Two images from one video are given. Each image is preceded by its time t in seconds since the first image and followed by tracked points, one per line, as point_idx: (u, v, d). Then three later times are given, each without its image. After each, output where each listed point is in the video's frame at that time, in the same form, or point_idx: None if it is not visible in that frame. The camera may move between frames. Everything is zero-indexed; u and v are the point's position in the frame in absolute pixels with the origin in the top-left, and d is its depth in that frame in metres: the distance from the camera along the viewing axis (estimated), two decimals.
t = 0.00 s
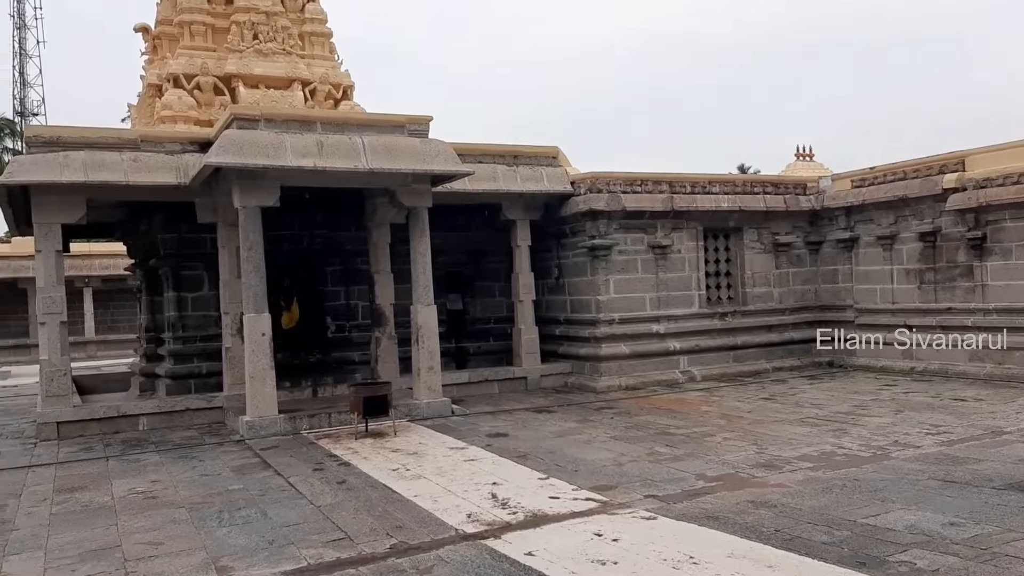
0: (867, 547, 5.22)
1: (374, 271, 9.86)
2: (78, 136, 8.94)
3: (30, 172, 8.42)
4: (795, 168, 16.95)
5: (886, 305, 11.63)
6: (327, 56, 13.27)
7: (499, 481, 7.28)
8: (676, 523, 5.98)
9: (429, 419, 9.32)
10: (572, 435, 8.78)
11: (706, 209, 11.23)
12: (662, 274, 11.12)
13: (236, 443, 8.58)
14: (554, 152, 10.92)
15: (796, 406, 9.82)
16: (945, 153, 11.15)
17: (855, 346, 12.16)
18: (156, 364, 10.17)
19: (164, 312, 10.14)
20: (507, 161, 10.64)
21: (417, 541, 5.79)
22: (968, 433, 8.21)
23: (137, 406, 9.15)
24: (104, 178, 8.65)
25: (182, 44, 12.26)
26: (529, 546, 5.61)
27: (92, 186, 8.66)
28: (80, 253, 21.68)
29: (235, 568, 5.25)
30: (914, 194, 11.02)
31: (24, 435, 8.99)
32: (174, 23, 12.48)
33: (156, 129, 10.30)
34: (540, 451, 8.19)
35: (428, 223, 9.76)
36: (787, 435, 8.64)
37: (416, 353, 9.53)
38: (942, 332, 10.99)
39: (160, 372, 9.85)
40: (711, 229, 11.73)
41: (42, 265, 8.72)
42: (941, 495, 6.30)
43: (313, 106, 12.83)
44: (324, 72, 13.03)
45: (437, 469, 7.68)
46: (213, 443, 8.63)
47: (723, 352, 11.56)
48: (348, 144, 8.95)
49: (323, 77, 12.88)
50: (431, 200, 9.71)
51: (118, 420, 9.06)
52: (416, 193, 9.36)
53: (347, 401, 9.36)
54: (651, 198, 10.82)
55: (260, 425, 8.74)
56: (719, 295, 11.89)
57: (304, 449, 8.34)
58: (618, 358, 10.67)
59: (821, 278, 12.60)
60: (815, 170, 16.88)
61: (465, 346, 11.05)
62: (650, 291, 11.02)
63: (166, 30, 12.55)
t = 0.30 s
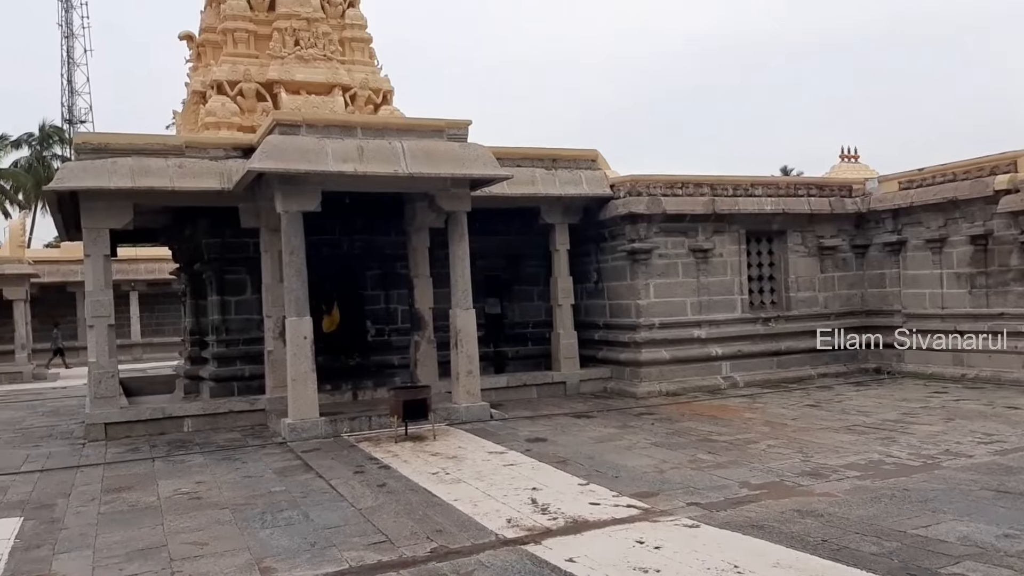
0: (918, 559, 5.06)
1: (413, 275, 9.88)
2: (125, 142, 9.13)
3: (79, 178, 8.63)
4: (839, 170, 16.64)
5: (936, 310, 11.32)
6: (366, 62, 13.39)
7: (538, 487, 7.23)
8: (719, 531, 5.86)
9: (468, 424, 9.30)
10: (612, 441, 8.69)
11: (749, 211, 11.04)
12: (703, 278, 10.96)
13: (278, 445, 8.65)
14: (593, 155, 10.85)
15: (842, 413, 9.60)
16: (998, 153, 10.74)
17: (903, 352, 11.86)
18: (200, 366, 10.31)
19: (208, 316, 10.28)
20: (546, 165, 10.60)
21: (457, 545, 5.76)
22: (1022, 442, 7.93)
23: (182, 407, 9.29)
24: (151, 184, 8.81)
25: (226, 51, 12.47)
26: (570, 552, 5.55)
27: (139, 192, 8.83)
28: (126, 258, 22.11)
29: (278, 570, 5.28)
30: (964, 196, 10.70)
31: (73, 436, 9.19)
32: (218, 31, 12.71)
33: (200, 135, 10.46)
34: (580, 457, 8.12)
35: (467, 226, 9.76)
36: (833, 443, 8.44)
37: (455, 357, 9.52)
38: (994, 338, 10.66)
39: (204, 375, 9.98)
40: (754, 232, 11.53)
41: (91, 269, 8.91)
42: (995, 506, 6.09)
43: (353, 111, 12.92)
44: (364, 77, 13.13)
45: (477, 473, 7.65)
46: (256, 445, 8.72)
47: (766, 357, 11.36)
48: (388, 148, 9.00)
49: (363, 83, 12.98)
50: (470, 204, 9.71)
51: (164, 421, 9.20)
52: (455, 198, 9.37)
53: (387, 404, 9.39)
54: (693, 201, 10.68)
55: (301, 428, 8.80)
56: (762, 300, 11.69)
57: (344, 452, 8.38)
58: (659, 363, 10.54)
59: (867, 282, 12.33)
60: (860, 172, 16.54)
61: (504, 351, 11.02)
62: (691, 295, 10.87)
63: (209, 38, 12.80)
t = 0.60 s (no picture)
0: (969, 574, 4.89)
1: (449, 281, 9.89)
2: (169, 151, 9.30)
3: (125, 187, 8.81)
4: (883, 174, 16.29)
5: (985, 317, 10.95)
6: (403, 69, 13.48)
7: (575, 495, 7.16)
8: (761, 543, 5.74)
9: (504, 430, 9.27)
10: (649, 450, 8.58)
11: (790, 216, 10.85)
12: (743, 284, 10.78)
13: (317, 450, 8.71)
14: (630, 160, 10.77)
15: (888, 424, 9.37)
16: None
17: (950, 361, 11.50)
18: (241, 371, 10.43)
19: (248, 322, 10.39)
20: (582, 170, 10.55)
21: (494, 552, 5.73)
22: None
23: (223, 412, 9.40)
24: (193, 192, 8.96)
25: (266, 60, 12.64)
26: (609, 561, 5.48)
27: (182, 199, 8.98)
28: (170, 264, 22.54)
29: (317, 574, 5.30)
30: (1014, 200, 10.33)
31: (119, 439, 9.36)
32: (258, 41, 12.89)
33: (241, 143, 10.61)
34: (618, 465, 8.03)
35: (503, 232, 9.75)
36: (878, 453, 8.23)
37: (491, 364, 9.51)
38: None
39: (244, 380, 10.09)
40: (796, 238, 11.32)
41: (136, 275, 9.08)
42: None
43: (390, 118, 13.01)
44: (402, 85, 13.23)
45: (513, 480, 7.61)
46: (295, 450, 8.79)
47: (808, 365, 11.14)
48: (425, 155, 9.04)
49: (400, 90, 13.07)
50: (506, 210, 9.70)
51: (206, 425, 9.33)
52: (491, 204, 9.37)
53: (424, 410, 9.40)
54: (732, 206, 10.51)
55: (339, 432, 8.85)
56: (804, 306, 11.47)
57: (381, 457, 8.41)
58: (697, 371, 10.39)
59: (913, 289, 12.04)
60: (905, 176, 16.18)
61: (539, 357, 10.97)
62: (731, 302, 10.70)
63: (250, 47, 13.00)
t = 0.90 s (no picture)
0: None
1: (480, 289, 9.85)
2: (205, 162, 9.41)
3: (162, 197, 8.93)
4: (922, 181, 15.96)
5: None
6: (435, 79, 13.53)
7: (606, 506, 7.07)
8: (798, 557, 5.60)
9: (534, 440, 9.19)
10: (682, 461, 8.45)
11: (827, 224, 10.65)
12: (779, 293, 10.57)
13: (347, 458, 8.72)
14: (663, 167, 10.66)
15: (928, 436, 9.12)
16: None
17: (993, 371, 11.14)
18: (273, 379, 10.48)
19: (281, 329, 10.45)
20: (613, 178, 10.47)
21: (525, 563, 5.66)
22: None
23: (256, 419, 9.46)
24: (228, 202, 9.05)
25: (300, 72, 12.76)
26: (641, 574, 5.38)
27: (217, 209, 9.08)
28: (205, 273, 22.84)
29: None
30: None
31: (153, 445, 9.46)
32: (292, 53, 13.04)
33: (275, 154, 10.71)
34: (650, 476, 7.92)
35: (534, 241, 9.71)
36: (919, 467, 8.01)
37: (521, 373, 9.45)
38: None
39: (276, 387, 10.14)
40: (833, 246, 11.11)
41: (172, 284, 9.18)
42: None
43: (422, 128, 13.06)
44: (434, 95, 13.28)
45: (544, 490, 7.54)
46: (326, 457, 8.81)
47: (845, 376, 10.91)
48: (456, 164, 9.05)
49: (431, 100, 13.11)
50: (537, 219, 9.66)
51: (239, 432, 9.39)
52: (522, 212, 9.33)
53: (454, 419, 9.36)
54: (767, 213, 10.33)
55: (370, 441, 8.86)
56: (841, 316, 11.24)
57: (412, 466, 8.38)
58: (732, 381, 10.22)
59: (954, 298, 11.73)
60: (945, 182, 15.83)
61: (569, 366, 10.87)
62: (766, 311, 10.50)
63: (284, 59, 13.15)
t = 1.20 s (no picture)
0: None
1: (504, 300, 9.81)
2: (233, 174, 9.48)
3: (191, 209, 9.03)
4: (955, 190, 15.69)
5: None
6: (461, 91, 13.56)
7: (632, 519, 6.97)
8: (829, 574, 5.47)
9: (559, 452, 9.12)
10: (710, 474, 8.32)
11: (857, 234, 10.48)
12: (808, 304, 10.40)
13: (372, 468, 8.70)
14: (689, 177, 10.57)
15: (962, 450, 8.92)
16: None
17: None
18: (298, 389, 10.49)
19: (306, 339, 10.47)
20: (640, 188, 10.40)
21: None
22: None
23: (281, 429, 9.48)
24: (256, 213, 9.11)
25: (327, 85, 12.85)
26: None
27: (245, 221, 9.15)
28: (233, 284, 23.05)
29: None
30: None
31: (180, 454, 9.52)
32: (319, 65, 13.12)
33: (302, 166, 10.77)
34: (677, 490, 7.81)
35: (559, 252, 9.67)
36: (954, 482, 7.82)
37: (546, 384, 9.38)
38: None
39: (301, 397, 10.15)
40: (863, 256, 10.92)
41: (199, 295, 9.25)
42: None
43: (447, 139, 13.08)
44: (460, 106, 13.32)
45: (569, 503, 7.45)
46: (350, 468, 8.79)
47: (876, 389, 10.72)
48: (482, 176, 9.06)
49: (457, 111, 13.14)
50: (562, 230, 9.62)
51: (264, 442, 9.42)
52: (547, 223, 9.30)
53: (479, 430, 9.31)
54: (796, 223, 10.19)
55: (394, 451, 8.83)
56: (872, 327, 11.04)
57: (436, 477, 8.34)
58: (760, 393, 10.08)
59: (988, 309, 11.47)
60: (978, 191, 15.55)
61: (594, 378, 10.78)
62: (795, 322, 10.34)
63: (312, 72, 13.24)
